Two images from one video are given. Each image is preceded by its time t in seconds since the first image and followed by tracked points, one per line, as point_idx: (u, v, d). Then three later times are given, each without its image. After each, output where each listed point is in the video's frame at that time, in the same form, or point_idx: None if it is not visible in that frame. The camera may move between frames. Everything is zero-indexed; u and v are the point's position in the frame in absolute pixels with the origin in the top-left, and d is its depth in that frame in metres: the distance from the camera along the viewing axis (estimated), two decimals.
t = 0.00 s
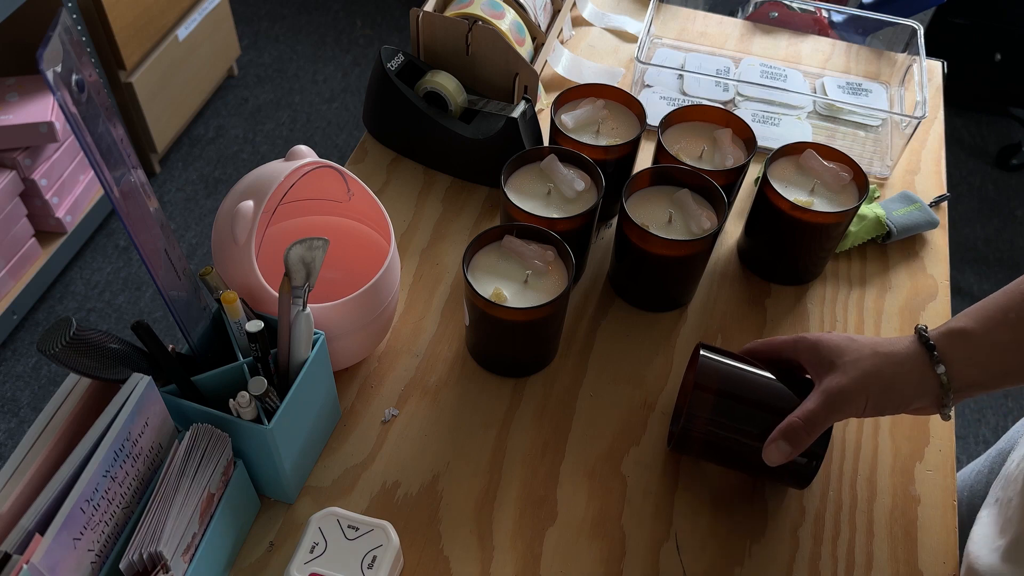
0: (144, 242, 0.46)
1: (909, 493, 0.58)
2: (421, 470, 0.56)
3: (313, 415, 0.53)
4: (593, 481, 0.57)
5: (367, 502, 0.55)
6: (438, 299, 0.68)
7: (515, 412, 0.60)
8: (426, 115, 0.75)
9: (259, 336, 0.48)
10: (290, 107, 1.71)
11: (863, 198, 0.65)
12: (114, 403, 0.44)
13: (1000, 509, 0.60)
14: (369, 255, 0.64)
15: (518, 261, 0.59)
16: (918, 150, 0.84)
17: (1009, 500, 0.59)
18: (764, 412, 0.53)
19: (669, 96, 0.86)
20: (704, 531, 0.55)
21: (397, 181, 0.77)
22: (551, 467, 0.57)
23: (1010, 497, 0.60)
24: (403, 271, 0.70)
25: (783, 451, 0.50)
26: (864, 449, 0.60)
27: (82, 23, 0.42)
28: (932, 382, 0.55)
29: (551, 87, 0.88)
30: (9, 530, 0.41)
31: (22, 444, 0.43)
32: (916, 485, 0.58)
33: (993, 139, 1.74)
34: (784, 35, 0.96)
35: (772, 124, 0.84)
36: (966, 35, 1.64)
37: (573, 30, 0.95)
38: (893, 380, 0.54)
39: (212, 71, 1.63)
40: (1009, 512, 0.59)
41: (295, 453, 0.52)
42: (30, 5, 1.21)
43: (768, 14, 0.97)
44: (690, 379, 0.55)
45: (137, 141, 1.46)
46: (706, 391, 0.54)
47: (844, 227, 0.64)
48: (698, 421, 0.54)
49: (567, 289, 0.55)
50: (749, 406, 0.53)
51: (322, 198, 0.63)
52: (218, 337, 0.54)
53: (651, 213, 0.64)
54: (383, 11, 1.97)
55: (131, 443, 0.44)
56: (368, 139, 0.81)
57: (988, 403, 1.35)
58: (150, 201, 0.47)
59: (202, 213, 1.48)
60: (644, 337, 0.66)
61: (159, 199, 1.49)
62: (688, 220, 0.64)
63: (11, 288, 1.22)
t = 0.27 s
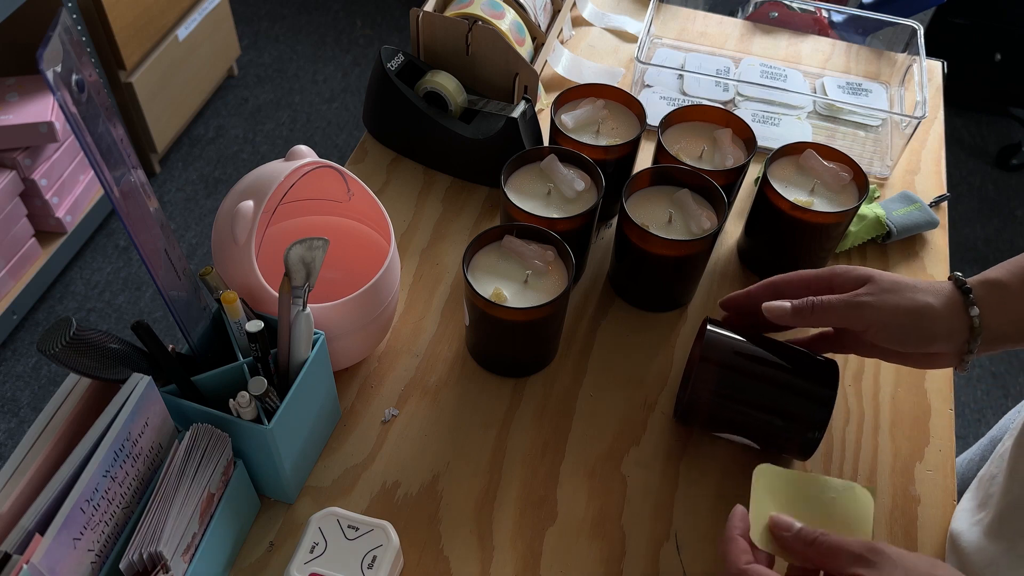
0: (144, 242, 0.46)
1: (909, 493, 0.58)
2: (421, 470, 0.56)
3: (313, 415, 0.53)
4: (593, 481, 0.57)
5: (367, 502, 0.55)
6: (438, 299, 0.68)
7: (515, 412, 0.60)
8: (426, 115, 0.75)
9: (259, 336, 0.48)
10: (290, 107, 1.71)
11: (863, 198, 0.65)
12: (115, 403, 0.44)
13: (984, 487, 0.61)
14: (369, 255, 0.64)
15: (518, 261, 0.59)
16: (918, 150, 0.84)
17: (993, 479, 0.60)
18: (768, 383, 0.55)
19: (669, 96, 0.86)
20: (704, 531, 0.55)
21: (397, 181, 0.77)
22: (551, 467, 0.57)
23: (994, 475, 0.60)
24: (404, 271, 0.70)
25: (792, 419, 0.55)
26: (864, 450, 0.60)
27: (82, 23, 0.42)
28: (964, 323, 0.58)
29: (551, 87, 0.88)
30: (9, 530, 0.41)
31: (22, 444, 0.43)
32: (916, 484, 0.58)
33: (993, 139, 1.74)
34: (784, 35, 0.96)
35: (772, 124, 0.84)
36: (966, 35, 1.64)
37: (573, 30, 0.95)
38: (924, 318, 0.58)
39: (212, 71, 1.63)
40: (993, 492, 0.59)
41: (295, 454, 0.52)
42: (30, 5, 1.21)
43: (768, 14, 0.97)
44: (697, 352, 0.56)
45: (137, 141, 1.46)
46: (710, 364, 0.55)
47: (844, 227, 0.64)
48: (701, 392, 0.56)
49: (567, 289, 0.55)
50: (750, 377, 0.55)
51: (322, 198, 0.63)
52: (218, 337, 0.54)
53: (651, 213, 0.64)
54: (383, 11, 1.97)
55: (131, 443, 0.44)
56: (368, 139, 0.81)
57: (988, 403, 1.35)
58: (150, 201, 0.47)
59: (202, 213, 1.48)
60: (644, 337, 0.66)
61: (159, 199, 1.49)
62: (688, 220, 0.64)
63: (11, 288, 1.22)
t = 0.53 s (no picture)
0: (144, 242, 0.46)
1: (908, 493, 0.58)
2: (421, 470, 0.56)
3: (313, 415, 0.53)
4: (593, 481, 0.57)
5: (367, 502, 0.55)
6: (438, 299, 0.68)
7: (515, 412, 0.60)
8: (425, 115, 0.75)
9: (258, 336, 0.48)
10: (290, 107, 1.71)
11: (863, 198, 0.65)
12: (115, 402, 0.44)
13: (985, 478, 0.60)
14: (369, 255, 0.64)
15: (518, 261, 0.59)
16: (918, 150, 0.84)
17: (995, 472, 0.59)
18: (775, 377, 0.55)
19: (669, 96, 0.86)
20: (704, 532, 0.55)
21: (397, 181, 0.77)
22: (551, 467, 0.57)
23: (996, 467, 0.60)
24: (404, 271, 0.70)
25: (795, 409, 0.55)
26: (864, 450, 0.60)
27: (82, 23, 0.42)
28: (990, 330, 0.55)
29: (551, 87, 0.88)
30: (10, 530, 0.41)
31: (22, 444, 0.43)
32: (916, 484, 0.58)
33: (992, 138, 1.74)
34: (784, 35, 0.96)
35: (772, 124, 0.84)
36: (966, 34, 1.64)
37: (573, 30, 0.95)
38: (949, 319, 0.54)
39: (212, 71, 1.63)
40: (994, 484, 0.59)
41: (295, 454, 0.52)
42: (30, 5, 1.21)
43: (768, 14, 0.97)
44: (700, 344, 0.56)
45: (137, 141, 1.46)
46: (715, 356, 0.56)
47: (844, 227, 0.64)
48: (705, 385, 0.56)
49: (567, 289, 0.55)
50: (755, 369, 0.55)
51: (322, 198, 0.63)
52: (218, 337, 0.54)
53: (651, 213, 0.64)
54: (383, 11, 1.97)
55: (131, 443, 0.44)
56: (368, 139, 0.81)
57: (988, 403, 1.35)
58: (150, 201, 0.47)
59: (202, 213, 1.48)
60: (644, 337, 0.66)
61: (159, 199, 1.49)
62: (688, 220, 0.64)
63: (11, 288, 1.22)
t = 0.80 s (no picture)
0: (144, 242, 0.46)
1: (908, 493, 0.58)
2: (421, 470, 0.56)
3: (313, 415, 0.53)
4: (593, 481, 0.57)
5: (367, 501, 0.55)
6: (438, 299, 0.68)
7: (515, 412, 0.60)
8: (425, 115, 0.75)
9: (259, 336, 0.48)
10: (290, 107, 1.71)
11: (863, 198, 0.65)
12: (115, 402, 0.44)
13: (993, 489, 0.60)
14: (369, 255, 0.64)
15: (518, 261, 0.59)
16: (918, 150, 0.84)
17: (1005, 484, 0.59)
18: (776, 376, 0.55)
19: (669, 96, 0.86)
20: (703, 532, 0.55)
21: (397, 181, 0.77)
22: (551, 467, 0.57)
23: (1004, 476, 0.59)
24: (404, 270, 0.70)
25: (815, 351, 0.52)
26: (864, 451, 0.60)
27: (82, 23, 0.42)
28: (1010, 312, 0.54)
29: (551, 87, 0.88)
30: (10, 530, 0.41)
31: (22, 444, 0.43)
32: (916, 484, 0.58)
33: (992, 138, 1.74)
34: (784, 35, 0.96)
35: (772, 124, 0.84)
36: (966, 34, 1.64)
37: (573, 30, 0.95)
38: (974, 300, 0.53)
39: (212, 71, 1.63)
40: (1005, 497, 0.59)
41: (295, 454, 0.52)
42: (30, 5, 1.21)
43: (768, 14, 0.97)
44: (700, 344, 0.57)
45: (137, 141, 1.46)
46: (715, 356, 0.56)
47: (844, 227, 0.64)
48: (705, 383, 0.57)
49: (567, 289, 0.55)
50: (756, 370, 0.55)
51: (322, 198, 0.63)
52: (218, 337, 0.54)
53: (651, 213, 0.64)
54: (383, 11, 1.97)
55: (131, 443, 0.44)
56: (368, 139, 0.81)
57: (988, 403, 1.35)
58: (150, 201, 0.47)
59: (202, 213, 1.48)
60: (643, 337, 0.66)
61: (159, 199, 1.49)
62: (688, 220, 0.64)
63: (11, 288, 1.22)
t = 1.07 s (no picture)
0: (144, 242, 0.46)
1: (908, 493, 0.58)
2: (421, 470, 0.56)
3: (313, 415, 0.53)
4: (593, 481, 0.57)
5: (367, 501, 0.55)
6: (438, 299, 0.68)
7: (515, 412, 0.60)
8: (425, 115, 0.75)
9: (258, 336, 0.48)
10: (290, 107, 1.71)
11: (863, 198, 0.65)
12: (115, 402, 0.44)
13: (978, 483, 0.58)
14: (369, 255, 0.64)
15: (518, 261, 0.59)
16: (918, 150, 0.84)
17: (994, 480, 0.56)
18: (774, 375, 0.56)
19: (669, 96, 0.86)
20: (703, 531, 0.55)
21: (397, 181, 0.77)
22: (551, 467, 0.57)
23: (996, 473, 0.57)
24: (404, 271, 0.70)
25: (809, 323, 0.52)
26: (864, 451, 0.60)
27: (82, 22, 0.42)
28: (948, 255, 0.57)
29: (551, 87, 0.88)
30: (10, 530, 0.41)
31: (22, 444, 0.43)
32: (916, 484, 0.58)
33: (992, 138, 1.74)
34: (785, 35, 0.96)
35: (772, 124, 0.84)
36: (966, 35, 1.64)
37: (573, 30, 0.95)
38: (907, 242, 0.56)
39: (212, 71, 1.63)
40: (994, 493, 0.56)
41: (295, 454, 0.52)
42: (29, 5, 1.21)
43: (768, 14, 0.97)
44: (700, 344, 0.57)
45: (137, 141, 1.46)
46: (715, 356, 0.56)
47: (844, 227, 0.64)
48: (705, 383, 0.57)
49: (567, 288, 0.55)
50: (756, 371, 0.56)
51: (322, 198, 0.63)
52: (218, 337, 0.54)
53: (651, 213, 0.64)
54: (383, 11, 1.97)
55: (131, 443, 0.44)
56: (368, 139, 0.81)
57: (988, 403, 1.35)
58: (150, 201, 0.47)
59: (202, 213, 1.48)
60: (643, 337, 0.66)
61: (159, 199, 1.49)
62: (688, 220, 0.64)
63: (11, 288, 1.22)
